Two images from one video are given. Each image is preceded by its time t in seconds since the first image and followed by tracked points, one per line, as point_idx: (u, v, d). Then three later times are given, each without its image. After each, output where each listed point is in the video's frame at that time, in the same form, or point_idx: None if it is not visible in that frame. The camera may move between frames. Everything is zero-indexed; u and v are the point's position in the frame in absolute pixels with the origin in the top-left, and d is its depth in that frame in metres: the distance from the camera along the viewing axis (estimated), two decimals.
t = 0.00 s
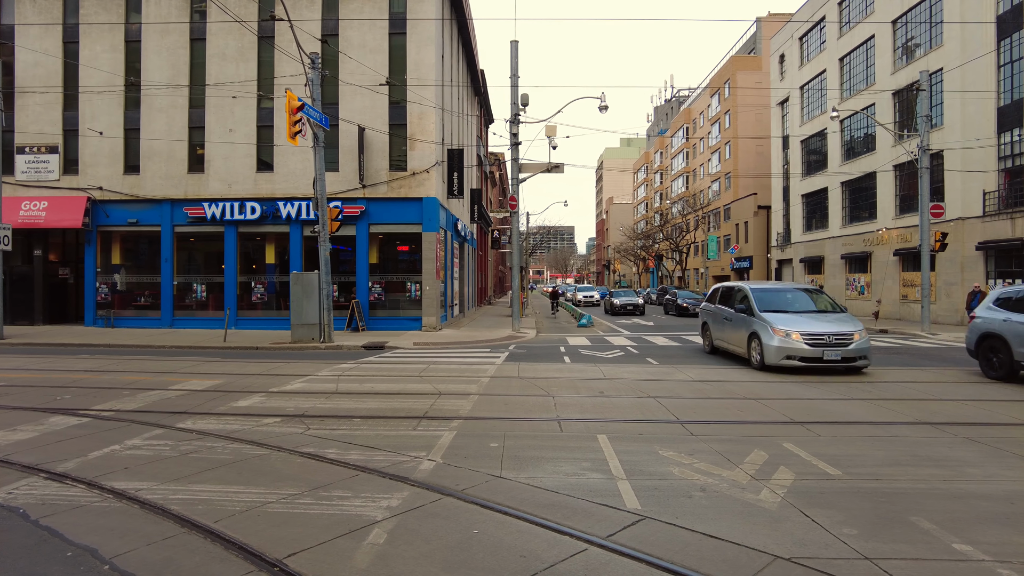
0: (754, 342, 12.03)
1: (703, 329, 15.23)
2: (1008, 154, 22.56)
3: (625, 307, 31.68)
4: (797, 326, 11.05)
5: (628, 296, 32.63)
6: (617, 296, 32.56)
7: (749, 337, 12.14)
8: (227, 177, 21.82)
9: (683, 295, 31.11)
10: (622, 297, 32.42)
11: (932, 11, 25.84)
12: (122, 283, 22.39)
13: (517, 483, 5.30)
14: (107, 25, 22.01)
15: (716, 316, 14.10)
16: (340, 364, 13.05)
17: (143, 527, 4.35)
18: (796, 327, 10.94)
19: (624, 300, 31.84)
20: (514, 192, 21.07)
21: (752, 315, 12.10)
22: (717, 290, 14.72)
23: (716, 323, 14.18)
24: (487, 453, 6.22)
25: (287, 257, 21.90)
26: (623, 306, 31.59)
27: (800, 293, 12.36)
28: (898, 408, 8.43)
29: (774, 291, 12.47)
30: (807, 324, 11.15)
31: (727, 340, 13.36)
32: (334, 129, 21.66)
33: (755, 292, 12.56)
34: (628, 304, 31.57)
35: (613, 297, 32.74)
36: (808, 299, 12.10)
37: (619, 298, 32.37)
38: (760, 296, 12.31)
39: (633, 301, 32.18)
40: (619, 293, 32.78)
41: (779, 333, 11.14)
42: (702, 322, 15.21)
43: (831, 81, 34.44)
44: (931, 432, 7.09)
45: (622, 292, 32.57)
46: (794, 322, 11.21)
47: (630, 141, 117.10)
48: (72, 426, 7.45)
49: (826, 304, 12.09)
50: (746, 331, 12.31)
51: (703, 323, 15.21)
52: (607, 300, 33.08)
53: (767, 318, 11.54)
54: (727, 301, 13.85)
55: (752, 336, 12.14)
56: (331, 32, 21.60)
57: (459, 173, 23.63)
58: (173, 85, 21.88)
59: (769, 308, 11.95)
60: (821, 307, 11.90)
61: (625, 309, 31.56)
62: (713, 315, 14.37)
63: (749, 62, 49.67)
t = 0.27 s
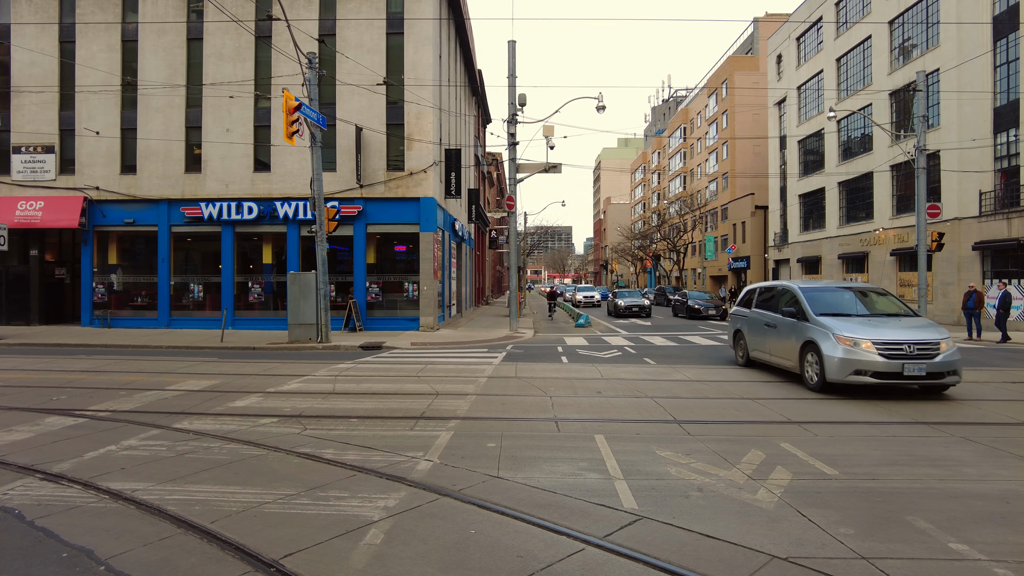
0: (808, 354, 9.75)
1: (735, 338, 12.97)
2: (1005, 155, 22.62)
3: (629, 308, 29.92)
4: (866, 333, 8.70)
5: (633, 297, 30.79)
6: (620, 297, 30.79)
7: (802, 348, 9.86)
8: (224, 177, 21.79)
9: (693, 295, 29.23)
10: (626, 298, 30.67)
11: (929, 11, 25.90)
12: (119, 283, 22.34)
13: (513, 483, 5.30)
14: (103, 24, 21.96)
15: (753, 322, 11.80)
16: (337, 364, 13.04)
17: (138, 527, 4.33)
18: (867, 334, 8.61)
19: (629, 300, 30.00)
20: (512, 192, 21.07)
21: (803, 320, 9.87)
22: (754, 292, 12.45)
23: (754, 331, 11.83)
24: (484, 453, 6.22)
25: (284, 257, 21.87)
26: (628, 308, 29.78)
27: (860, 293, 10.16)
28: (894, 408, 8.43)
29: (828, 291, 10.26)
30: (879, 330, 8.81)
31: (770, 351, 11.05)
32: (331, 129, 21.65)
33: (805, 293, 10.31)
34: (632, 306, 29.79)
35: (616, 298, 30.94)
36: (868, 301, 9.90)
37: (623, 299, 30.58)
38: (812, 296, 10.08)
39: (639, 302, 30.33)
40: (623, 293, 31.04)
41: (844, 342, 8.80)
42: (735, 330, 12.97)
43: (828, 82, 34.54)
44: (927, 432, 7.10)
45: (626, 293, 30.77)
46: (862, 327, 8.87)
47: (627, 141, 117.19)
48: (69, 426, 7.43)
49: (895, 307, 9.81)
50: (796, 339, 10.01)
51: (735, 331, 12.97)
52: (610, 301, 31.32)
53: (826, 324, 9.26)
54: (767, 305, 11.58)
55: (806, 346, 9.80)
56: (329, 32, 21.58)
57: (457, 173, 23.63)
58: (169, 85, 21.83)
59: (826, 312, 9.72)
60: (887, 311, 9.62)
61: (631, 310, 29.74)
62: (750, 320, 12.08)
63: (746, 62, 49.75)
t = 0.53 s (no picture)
0: (895, 381, 7.30)
1: (778, 347, 10.60)
2: (1001, 155, 22.67)
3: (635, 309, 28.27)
4: (990, 357, 6.28)
5: (640, 298, 29.12)
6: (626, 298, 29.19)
7: (886, 372, 7.39)
8: (222, 177, 21.75)
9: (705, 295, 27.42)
10: (631, 299, 29.07)
11: (926, 12, 25.95)
12: (116, 283, 22.29)
13: (511, 483, 5.30)
14: (100, 23, 21.90)
15: (810, 329, 9.33)
16: (335, 364, 13.03)
17: (135, 527, 4.33)
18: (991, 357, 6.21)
19: (635, 302, 28.37)
20: (510, 192, 21.06)
21: (886, 334, 7.46)
22: (806, 292, 10.01)
23: (809, 341, 9.36)
24: (482, 453, 6.22)
25: (281, 257, 21.85)
26: (635, 310, 28.13)
27: (957, 299, 7.76)
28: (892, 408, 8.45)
29: (916, 294, 7.83)
30: (1009, 352, 6.34)
31: (834, 367, 8.56)
32: (329, 129, 21.63)
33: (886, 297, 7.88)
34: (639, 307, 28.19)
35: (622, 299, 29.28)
36: (974, 310, 7.48)
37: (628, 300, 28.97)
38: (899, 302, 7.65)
39: (647, 303, 28.67)
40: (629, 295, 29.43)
41: (959, 368, 6.35)
42: (777, 337, 10.62)
43: (825, 82, 34.60)
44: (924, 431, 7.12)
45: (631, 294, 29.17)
46: (980, 347, 6.47)
47: (625, 141, 117.21)
48: (66, 426, 7.42)
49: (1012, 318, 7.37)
50: (878, 357, 7.54)
51: (778, 339, 10.60)
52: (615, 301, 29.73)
53: (924, 340, 6.88)
54: (828, 309, 9.13)
55: (894, 366, 7.30)
56: (326, 31, 21.56)
57: (455, 172, 23.62)
58: (167, 85, 21.79)
59: (919, 323, 7.30)
60: (995, 322, 7.26)
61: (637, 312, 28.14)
62: (802, 326, 9.64)
63: (744, 62, 49.82)
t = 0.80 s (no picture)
0: None
1: (851, 370, 8.18)
2: (997, 155, 22.72)
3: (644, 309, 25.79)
4: None
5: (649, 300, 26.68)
6: (633, 300, 26.79)
7: None
8: (219, 176, 21.72)
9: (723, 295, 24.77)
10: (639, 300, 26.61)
11: (923, 13, 26.02)
12: (113, 282, 22.25)
13: (509, 483, 5.31)
14: (97, 23, 21.85)
15: (910, 349, 6.87)
16: (333, 364, 13.01)
17: (133, 528, 4.32)
18: None
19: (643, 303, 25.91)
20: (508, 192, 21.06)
21: None
22: (892, 297, 7.61)
23: (908, 363, 6.93)
24: (479, 453, 6.22)
25: (279, 257, 21.82)
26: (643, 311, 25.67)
27: None
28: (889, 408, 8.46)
29: None
30: None
31: (955, 403, 6.17)
32: (327, 129, 21.61)
33: None
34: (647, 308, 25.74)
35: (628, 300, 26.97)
36: None
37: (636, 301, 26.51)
38: None
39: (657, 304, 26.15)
40: (636, 296, 27.03)
41: None
42: (848, 357, 8.23)
43: (823, 82, 34.68)
44: (921, 431, 7.14)
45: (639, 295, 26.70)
46: None
47: (622, 141, 117.15)
48: (64, 426, 7.42)
49: None
50: None
51: (850, 360, 8.21)
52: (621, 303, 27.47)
53: None
54: (935, 320, 6.72)
55: None
56: (324, 31, 21.54)
57: (453, 172, 23.63)
58: (164, 84, 21.76)
59: None
60: None
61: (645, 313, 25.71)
62: (892, 343, 7.24)
63: (741, 62, 49.90)
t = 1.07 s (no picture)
0: None
1: (992, 412, 5.69)
2: (994, 156, 22.77)
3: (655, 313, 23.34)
4: None
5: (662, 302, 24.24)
6: (642, 302, 24.43)
7: None
8: (217, 176, 21.69)
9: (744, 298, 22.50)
10: (649, 303, 24.27)
11: (921, 14, 26.08)
12: (110, 282, 22.21)
13: (508, 483, 5.31)
14: (95, 22, 21.81)
15: None
16: (331, 364, 13.00)
17: (131, 528, 4.32)
18: None
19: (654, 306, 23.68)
20: (506, 192, 21.05)
21: None
22: None
23: None
24: (478, 453, 6.23)
25: (277, 257, 21.81)
26: (654, 316, 23.29)
27: None
28: (886, 408, 8.48)
29: None
30: None
31: None
32: (325, 129, 21.61)
33: None
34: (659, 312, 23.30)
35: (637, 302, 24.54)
36: None
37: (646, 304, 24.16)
38: None
39: (670, 307, 23.71)
40: (646, 298, 24.65)
41: None
42: (986, 394, 5.78)
43: (820, 83, 34.74)
44: (918, 431, 7.17)
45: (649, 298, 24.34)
46: None
47: (620, 141, 117.16)
48: (61, 427, 7.40)
49: None
50: None
51: (988, 398, 5.76)
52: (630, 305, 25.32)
53: None
54: None
55: None
56: (322, 31, 21.53)
57: (451, 172, 23.63)
58: (162, 84, 21.72)
59: None
60: None
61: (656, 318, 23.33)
62: None
63: (739, 63, 49.96)
